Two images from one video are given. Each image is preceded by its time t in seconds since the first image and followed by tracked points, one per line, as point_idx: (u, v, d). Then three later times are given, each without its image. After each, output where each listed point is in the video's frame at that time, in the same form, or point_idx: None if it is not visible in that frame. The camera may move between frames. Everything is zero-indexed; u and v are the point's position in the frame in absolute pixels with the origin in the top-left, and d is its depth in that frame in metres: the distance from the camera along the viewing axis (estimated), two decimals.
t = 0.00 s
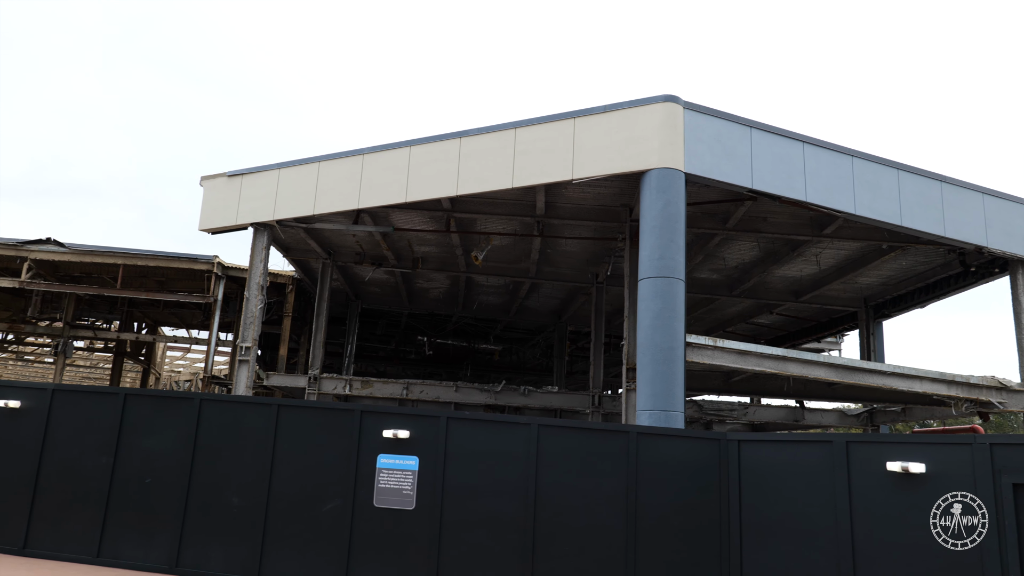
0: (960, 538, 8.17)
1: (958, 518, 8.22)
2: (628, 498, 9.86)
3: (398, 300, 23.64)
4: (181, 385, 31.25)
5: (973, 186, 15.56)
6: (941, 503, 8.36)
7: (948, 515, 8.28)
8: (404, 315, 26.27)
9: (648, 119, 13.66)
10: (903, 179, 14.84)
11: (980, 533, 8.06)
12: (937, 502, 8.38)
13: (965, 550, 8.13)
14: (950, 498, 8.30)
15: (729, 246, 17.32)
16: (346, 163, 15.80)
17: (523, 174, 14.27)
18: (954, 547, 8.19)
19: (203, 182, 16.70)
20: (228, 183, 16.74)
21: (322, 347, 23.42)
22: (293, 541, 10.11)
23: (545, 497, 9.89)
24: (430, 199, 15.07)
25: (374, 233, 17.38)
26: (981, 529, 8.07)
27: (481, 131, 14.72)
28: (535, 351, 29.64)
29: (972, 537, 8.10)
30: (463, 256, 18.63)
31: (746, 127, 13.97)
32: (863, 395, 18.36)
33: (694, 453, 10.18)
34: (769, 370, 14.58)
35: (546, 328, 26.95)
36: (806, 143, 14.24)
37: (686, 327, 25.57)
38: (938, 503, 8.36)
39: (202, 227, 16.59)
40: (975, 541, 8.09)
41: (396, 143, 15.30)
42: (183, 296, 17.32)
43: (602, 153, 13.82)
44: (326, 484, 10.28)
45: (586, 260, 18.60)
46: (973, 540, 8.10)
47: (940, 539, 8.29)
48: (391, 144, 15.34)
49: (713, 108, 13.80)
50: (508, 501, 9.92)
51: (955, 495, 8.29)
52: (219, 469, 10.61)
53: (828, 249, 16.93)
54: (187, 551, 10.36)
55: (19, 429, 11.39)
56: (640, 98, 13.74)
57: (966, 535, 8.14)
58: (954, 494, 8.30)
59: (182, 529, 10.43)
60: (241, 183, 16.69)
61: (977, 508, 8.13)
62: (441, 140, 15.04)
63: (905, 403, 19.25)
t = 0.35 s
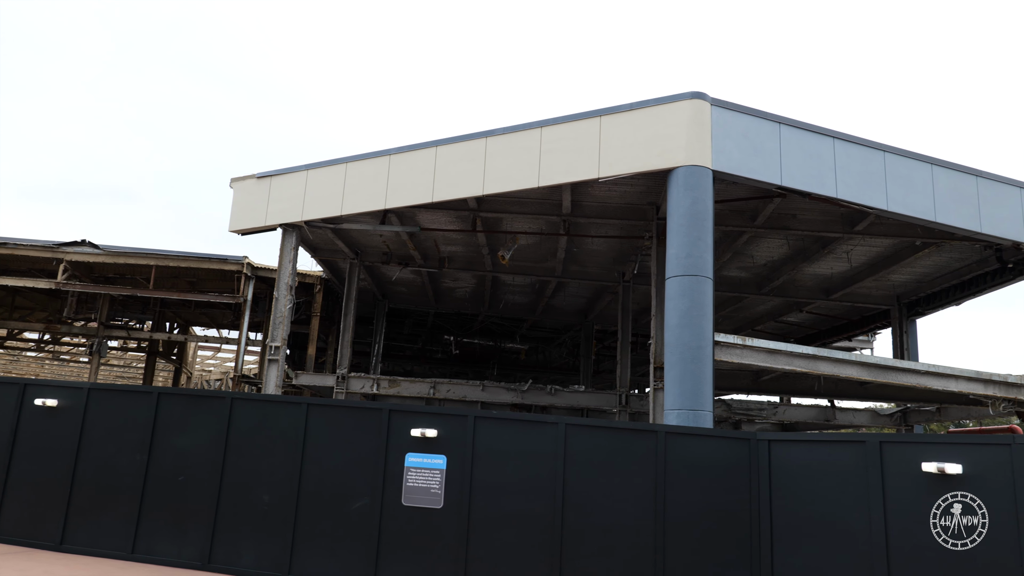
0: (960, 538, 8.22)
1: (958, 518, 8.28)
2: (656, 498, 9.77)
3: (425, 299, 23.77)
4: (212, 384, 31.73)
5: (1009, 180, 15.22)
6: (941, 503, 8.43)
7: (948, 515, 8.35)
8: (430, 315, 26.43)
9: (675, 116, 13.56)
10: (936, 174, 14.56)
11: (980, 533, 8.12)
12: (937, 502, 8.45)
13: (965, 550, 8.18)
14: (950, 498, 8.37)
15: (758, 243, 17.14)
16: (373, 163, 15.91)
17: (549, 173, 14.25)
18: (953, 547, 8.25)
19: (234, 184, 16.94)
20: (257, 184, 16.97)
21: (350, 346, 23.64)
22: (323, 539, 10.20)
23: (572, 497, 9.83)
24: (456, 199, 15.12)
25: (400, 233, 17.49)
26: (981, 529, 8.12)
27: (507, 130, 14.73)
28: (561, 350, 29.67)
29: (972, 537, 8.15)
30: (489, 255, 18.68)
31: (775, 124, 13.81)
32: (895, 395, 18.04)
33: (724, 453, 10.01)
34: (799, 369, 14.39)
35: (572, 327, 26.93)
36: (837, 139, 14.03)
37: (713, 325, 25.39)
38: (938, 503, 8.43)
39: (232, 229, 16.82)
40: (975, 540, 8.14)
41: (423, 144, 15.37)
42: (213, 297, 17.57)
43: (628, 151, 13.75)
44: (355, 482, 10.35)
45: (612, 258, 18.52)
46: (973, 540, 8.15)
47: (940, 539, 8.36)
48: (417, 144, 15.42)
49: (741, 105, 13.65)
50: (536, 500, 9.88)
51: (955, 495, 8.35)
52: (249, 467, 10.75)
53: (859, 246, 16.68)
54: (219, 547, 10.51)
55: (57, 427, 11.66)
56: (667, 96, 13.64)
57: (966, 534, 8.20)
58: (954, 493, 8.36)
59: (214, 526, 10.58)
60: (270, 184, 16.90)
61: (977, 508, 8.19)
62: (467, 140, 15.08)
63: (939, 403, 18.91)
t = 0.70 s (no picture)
0: (960, 538, 8.24)
1: (958, 518, 8.29)
2: (680, 499, 9.67)
3: (446, 299, 23.86)
4: (235, 384, 32.07)
5: None
6: (941, 503, 8.45)
7: (948, 515, 8.36)
8: (451, 315, 26.53)
9: (697, 114, 13.46)
10: (965, 170, 14.33)
11: (980, 533, 8.13)
12: (937, 502, 8.47)
13: (965, 550, 8.19)
14: (950, 498, 8.39)
15: (782, 242, 16.99)
16: (394, 164, 15.98)
17: (570, 172, 14.23)
18: (953, 547, 8.26)
19: (257, 186, 17.12)
20: (280, 186, 17.16)
21: (372, 346, 23.77)
22: (348, 538, 10.26)
23: (596, 497, 9.77)
24: (477, 199, 15.15)
25: (422, 234, 17.57)
26: (981, 529, 8.13)
27: (528, 130, 14.74)
28: (582, 350, 29.67)
29: (972, 537, 8.17)
30: (510, 255, 18.69)
31: (799, 121, 13.67)
32: (922, 395, 17.78)
33: (750, 454, 9.87)
34: (825, 368, 14.24)
35: (593, 327, 26.89)
36: (862, 135, 13.86)
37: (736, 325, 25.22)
38: (939, 503, 8.45)
39: (256, 230, 17.00)
40: (975, 541, 8.15)
41: (444, 144, 15.42)
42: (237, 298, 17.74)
43: (650, 149, 13.69)
44: (378, 482, 10.40)
45: (634, 258, 18.45)
46: (973, 540, 8.17)
47: (940, 539, 8.38)
48: (438, 145, 15.47)
49: (764, 102, 13.53)
50: (559, 501, 9.84)
51: (955, 495, 8.36)
52: (274, 467, 10.85)
53: (885, 244, 16.47)
54: (245, 546, 10.61)
55: (86, 427, 11.85)
56: (689, 94, 13.55)
57: (965, 535, 8.21)
58: (954, 493, 8.37)
59: (240, 525, 10.70)
60: (293, 186, 17.06)
61: (977, 508, 8.20)
62: (488, 140, 15.10)
63: (967, 403, 18.63)
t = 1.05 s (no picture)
0: (960, 538, 8.14)
1: (958, 518, 8.20)
2: (705, 499, 9.55)
3: (468, 298, 23.94)
4: (261, 383, 32.48)
5: None
6: (941, 503, 8.37)
7: (948, 515, 8.27)
8: (474, 314, 26.64)
9: (721, 111, 13.35)
10: (996, 165, 14.07)
11: (980, 533, 8.02)
12: (937, 502, 8.39)
13: (964, 550, 8.10)
14: (950, 498, 8.30)
15: (807, 239, 16.81)
16: (416, 164, 16.05)
17: (592, 170, 14.20)
18: (953, 547, 8.17)
19: (281, 186, 17.30)
20: (304, 186, 17.34)
21: (395, 345, 23.91)
22: (371, 535, 10.33)
23: (619, 496, 9.71)
24: (499, 198, 15.17)
25: (444, 233, 17.64)
26: (981, 529, 8.02)
27: (550, 128, 14.73)
28: (605, 348, 29.66)
29: (972, 538, 8.06)
30: (532, 254, 18.70)
31: (825, 116, 13.50)
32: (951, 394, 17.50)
33: (776, 453, 9.70)
34: (851, 367, 14.07)
35: (616, 326, 26.83)
36: (889, 130, 13.66)
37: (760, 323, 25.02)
38: (938, 503, 8.37)
39: (280, 230, 17.20)
40: (975, 541, 8.05)
41: (465, 143, 15.46)
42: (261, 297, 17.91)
43: (673, 147, 13.60)
44: (402, 480, 10.46)
45: (656, 256, 18.36)
46: (973, 540, 8.06)
47: (940, 539, 8.28)
48: (460, 144, 15.51)
49: (789, 97, 13.38)
50: (582, 499, 9.80)
51: (955, 495, 8.28)
52: (299, 465, 10.95)
53: (913, 240, 16.21)
54: (270, 542, 10.74)
55: (116, 425, 12.05)
56: (712, 90, 13.44)
57: (966, 535, 8.11)
58: (954, 493, 8.29)
59: (265, 522, 10.82)
60: (316, 186, 17.22)
61: (977, 508, 8.10)
62: (509, 139, 15.11)
63: (998, 402, 18.28)
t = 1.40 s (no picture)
0: (960, 538, 8.20)
1: (958, 518, 8.25)
2: (720, 498, 9.43)
3: (482, 296, 23.97)
4: (275, 381, 32.68)
5: None
6: (941, 503, 8.41)
7: (948, 515, 8.33)
8: (487, 312, 26.66)
9: (735, 107, 13.27)
10: (1015, 160, 13.91)
11: (980, 533, 8.08)
12: (937, 502, 8.44)
13: (964, 550, 8.16)
14: (950, 498, 8.34)
15: (822, 235, 16.69)
16: (430, 162, 16.09)
17: (605, 168, 14.17)
18: (953, 547, 8.23)
19: (296, 185, 17.41)
20: (318, 185, 17.45)
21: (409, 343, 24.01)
22: (386, 533, 10.36)
23: (634, 494, 9.64)
24: (512, 196, 15.18)
25: (457, 231, 17.66)
26: (981, 529, 8.08)
27: (563, 126, 14.72)
28: (618, 346, 29.64)
29: (972, 537, 8.12)
30: (545, 252, 18.69)
31: (840, 112, 13.39)
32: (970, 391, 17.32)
33: (793, 451, 9.53)
34: (868, 365, 13.95)
35: (629, 324, 26.77)
36: (906, 126, 13.53)
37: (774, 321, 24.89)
38: (938, 503, 8.42)
39: (295, 229, 17.32)
40: (975, 540, 8.11)
41: (478, 141, 15.47)
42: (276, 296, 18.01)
43: (687, 144, 13.54)
44: (416, 478, 10.49)
45: (670, 254, 18.30)
46: (973, 540, 8.12)
47: (941, 539, 8.34)
48: (473, 142, 15.52)
49: (804, 94, 13.28)
50: (596, 498, 9.74)
51: (955, 495, 8.31)
52: (314, 463, 11.00)
53: (931, 237, 16.06)
54: (286, 539, 10.81)
55: (133, 422, 12.17)
56: (727, 86, 13.36)
57: (965, 535, 8.17)
58: (954, 494, 8.32)
59: (281, 519, 10.89)
60: (330, 185, 17.31)
61: (977, 508, 8.15)
62: (522, 137, 15.11)
63: (1017, 400, 18.08)
